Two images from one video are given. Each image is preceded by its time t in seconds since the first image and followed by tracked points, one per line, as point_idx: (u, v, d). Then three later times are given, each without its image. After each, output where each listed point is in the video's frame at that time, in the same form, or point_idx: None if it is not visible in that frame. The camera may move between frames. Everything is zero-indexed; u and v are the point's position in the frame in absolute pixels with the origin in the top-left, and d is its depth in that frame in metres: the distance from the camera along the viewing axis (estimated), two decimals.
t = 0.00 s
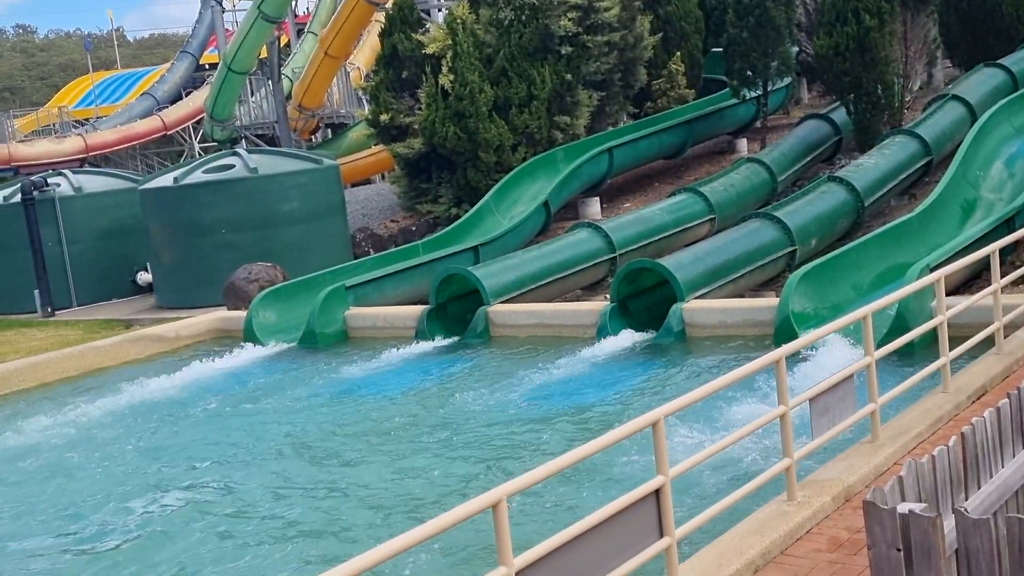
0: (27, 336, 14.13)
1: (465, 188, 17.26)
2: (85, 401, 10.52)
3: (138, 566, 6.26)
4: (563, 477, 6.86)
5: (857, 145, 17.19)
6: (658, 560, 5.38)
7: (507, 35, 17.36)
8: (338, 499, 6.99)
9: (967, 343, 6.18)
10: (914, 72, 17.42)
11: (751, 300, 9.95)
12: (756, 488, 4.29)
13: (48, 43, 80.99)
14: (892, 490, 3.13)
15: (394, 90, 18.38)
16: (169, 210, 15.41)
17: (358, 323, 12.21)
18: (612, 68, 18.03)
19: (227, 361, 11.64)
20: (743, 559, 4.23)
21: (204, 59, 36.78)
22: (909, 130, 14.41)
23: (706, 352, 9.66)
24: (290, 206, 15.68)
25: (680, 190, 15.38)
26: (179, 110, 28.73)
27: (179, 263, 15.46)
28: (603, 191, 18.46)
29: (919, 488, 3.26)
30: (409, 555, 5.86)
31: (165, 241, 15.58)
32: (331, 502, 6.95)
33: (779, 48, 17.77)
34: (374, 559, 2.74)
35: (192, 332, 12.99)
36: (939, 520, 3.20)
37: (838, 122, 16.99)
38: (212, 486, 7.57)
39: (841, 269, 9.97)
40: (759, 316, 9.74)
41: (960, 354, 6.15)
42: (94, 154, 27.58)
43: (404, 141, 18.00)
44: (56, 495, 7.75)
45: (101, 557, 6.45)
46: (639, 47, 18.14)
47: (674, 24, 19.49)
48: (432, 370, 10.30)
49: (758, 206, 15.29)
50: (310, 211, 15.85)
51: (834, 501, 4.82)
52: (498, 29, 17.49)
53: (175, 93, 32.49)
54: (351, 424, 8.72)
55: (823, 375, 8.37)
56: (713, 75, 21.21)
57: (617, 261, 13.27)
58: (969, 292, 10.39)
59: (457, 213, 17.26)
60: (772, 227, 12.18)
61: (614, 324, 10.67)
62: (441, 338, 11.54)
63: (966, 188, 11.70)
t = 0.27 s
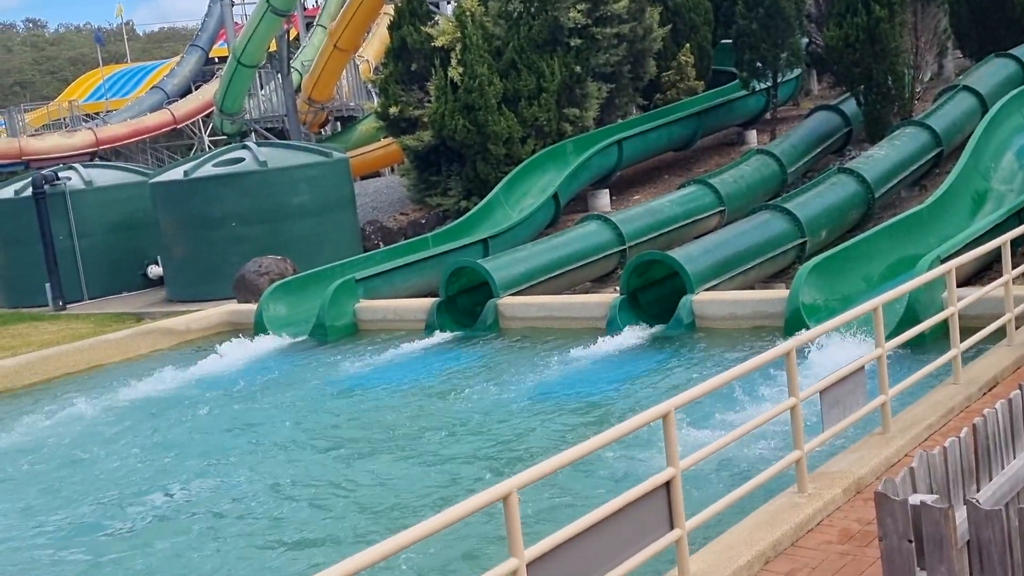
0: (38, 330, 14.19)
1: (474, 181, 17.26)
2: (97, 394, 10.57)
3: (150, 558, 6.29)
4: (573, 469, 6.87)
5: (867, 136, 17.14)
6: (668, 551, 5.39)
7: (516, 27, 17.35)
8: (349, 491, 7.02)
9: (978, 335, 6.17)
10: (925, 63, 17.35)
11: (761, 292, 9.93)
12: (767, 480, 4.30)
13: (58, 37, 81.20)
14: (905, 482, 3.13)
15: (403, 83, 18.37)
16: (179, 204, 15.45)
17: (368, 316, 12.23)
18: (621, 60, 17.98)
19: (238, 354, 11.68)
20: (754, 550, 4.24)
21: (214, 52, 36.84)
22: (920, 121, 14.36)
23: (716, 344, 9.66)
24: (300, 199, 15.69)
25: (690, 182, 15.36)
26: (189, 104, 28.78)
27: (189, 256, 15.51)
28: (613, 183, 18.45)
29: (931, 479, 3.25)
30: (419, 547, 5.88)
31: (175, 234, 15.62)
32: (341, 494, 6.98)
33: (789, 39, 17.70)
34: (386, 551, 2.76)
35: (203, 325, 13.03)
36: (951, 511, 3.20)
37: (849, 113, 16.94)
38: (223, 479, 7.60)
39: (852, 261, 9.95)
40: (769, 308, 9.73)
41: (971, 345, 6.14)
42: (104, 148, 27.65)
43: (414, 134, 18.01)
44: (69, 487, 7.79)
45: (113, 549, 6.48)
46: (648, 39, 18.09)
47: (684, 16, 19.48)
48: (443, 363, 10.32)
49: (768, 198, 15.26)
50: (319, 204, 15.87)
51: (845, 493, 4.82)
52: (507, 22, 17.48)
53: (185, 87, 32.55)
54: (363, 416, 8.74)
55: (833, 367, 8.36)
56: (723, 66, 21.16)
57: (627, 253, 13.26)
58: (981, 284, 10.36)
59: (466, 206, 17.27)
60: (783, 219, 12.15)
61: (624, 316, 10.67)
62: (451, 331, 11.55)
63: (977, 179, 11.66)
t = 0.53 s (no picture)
0: (42, 325, 14.21)
1: (477, 176, 17.26)
2: (101, 389, 10.59)
3: (155, 553, 6.30)
4: (576, 464, 6.88)
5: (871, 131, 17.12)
6: (672, 546, 5.39)
7: (519, 22, 17.37)
8: (352, 487, 7.03)
9: (983, 330, 6.15)
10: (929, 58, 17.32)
11: (765, 287, 9.92)
12: (770, 475, 4.29)
13: (62, 33, 81.27)
14: (908, 477, 3.12)
15: (406, 78, 18.37)
16: (183, 200, 15.46)
17: (372, 311, 12.24)
18: (625, 55, 17.95)
19: (241, 349, 11.69)
20: (757, 545, 4.24)
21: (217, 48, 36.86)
22: (924, 116, 14.34)
23: (719, 339, 9.66)
24: (303, 195, 15.70)
25: (694, 177, 15.35)
26: (192, 99, 28.78)
27: (192, 252, 15.52)
28: (617, 179, 18.45)
29: (934, 474, 3.25)
30: (422, 542, 5.89)
31: (179, 230, 15.62)
32: (344, 490, 6.99)
33: (793, 34, 17.67)
34: (388, 548, 2.76)
35: (206, 321, 13.04)
36: (955, 507, 3.20)
37: (853, 108, 16.92)
38: (226, 474, 7.62)
39: (856, 256, 9.94)
40: (773, 304, 9.72)
41: (975, 340, 6.13)
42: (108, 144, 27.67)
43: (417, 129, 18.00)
44: (73, 483, 7.81)
45: (117, 545, 6.49)
46: (652, 34, 18.04)
47: (687, 11, 19.47)
48: (446, 358, 10.33)
49: (772, 193, 15.25)
50: (323, 200, 15.88)
51: (848, 488, 4.82)
52: (511, 17, 17.48)
53: (188, 83, 32.56)
54: (367, 411, 8.74)
55: (838, 363, 8.36)
56: (726, 61, 21.15)
57: (630, 248, 13.26)
58: (985, 279, 10.35)
59: (469, 201, 17.27)
60: (786, 214, 12.14)
61: (627, 312, 10.67)
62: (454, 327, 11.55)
63: (981, 174, 11.64)
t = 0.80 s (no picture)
0: (47, 324, 14.23)
1: (481, 174, 17.26)
2: (106, 387, 10.61)
3: (162, 550, 6.32)
4: (580, 462, 6.88)
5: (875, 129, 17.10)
6: (676, 544, 5.40)
7: (523, 21, 17.38)
8: (357, 484, 7.04)
9: (987, 327, 6.15)
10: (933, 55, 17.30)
11: (770, 285, 9.92)
12: (775, 473, 4.30)
13: (67, 32, 81.39)
14: (912, 475, 3.12)
15: (410, 77, 18.38)
16: (187, 198, 15.48)
17: (376, 309, 12.25)
18: (628, 53, 17.93)
19: (246, 347, 11.70)
20: (761, 543, 4.24)
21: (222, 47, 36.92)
22: (928, 114, 14.32)
23: (723, 337, 9.66)
24: (308, 193, 15.71)
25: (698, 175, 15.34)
26: (196, 98, 28.81)
27: (197, 250, 15.54)
28: (621, 176, 18.45)
29: (939, 472, 3.25)
30: (427, 540, 5.90)
31: (184, 228, 15.65)
32: (349, 488, 7.00)
33: (797, 32, 17.65)
34: (394, 545, 2.77)
35: (211, 319, 13.06)
36: (959, 505, 3.20)
37: (857, 106, 16.90)
38: (231, 472, 7.63)
39: (860, 254, 9.93)
40: (777, 302, 9.72)
41: (979, 338, 6.13)
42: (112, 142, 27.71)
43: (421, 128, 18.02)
44: (79, 481, 7.83)
45: (123, 543, 6.50)
46: (656, 32, 17.98)
47: (691, 9, 19.46)
48: (450, 356, 10.33)
49: (776, 191, 15.24)
50: (327, 198, 15.89)
51: (853, 486, 4.82)
52: (514, 15, 17.48)
53: (193, 81, 32.60)
54: (372, 410, 8.76)
55: (842, 361, 8.36)
56: (730, 59, 21.15)
57: (634, 246, 13.26)
58: (989, 276, 10.34)
59: (473, 199, 17.27)
60: (790, 212, 12.13)
61: (632, 310, 10.67)
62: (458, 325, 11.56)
63: (986, 171, 11.63)
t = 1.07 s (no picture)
0: (52, 321, 14.25)
1: (485, 171, 17.25)
2: (111, 384, 10.62)
3: (169, 546, 6.33)
4: (584, 458, 6.88)
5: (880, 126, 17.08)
6: (681, 541, 5.40)
7: (527, 17, 17.36)
8: (361, 481, 7.04)
9: (993, 324, 6.14)
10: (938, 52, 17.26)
11: (774, 282, 9.91)
12: (780, 470, 4.29)
13: (71, 29, 81.44)
14: (917, 472, 3.12)
15: (414, 73, 18.37)
16: (192, 195, 15.49)
17: (381, 306, 12.26)
18: (633, 50, 17.90)
19: (250, 344, 11.71)
20: (766, 540, 4.24)
21: (226, 44, 36.93)
22: (933, 110, 14.30)
23: (728, 334, 9.65)
24: (312, 190, 15.71)
25: (702, 171, 15.32)
26: (201, 95, 28.83)
27: (201, 247, 15.55)
28: (625, 173, 18.45)
29: (944, 469, 3.25)
30: (431, 537, 5.90)
31: (188, 225, 15.66)
32: (353, 484, 7.00)
33: (802, 28, 17.62)
34: (398, 542, 2.77)
35: (216, 316, 13.07)
36: (965, 502, 3.20)
37: (862, 102, 16.87)
38: (236, 469, 7.64)
39: (865, 251, 9.92)
40: (782, 298, 9.71)
41: (985, 335, 6.12)
42: (117, 139, 27.73)
43: (425, 124, 18.01)
44: (84, 477, 7.84)
45: (128, 539, 6.51)
46: (661, 28, 17.93)
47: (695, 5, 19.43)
48: (455, 353, 10.33)
49: (780, 187, 15.22)
50: (331, 195, 15.89)
51: (858, 483, 4.82)
52: (519, 11, 17.47)
53: (197, 78, 32.61)
54: (376, 406, 8.75)
55: (847, 358, 8.35)
56: (735, 56, 21.14)
57: (639, 243, 13.25)
58: (994, 273, 10.32)
59: (478, 195, 17.26)
60: (795, 209, 12.12)
61: (636, 307, 10.67)
62: (463, 322, 11.57)
63: (991, 168, 11.60)
